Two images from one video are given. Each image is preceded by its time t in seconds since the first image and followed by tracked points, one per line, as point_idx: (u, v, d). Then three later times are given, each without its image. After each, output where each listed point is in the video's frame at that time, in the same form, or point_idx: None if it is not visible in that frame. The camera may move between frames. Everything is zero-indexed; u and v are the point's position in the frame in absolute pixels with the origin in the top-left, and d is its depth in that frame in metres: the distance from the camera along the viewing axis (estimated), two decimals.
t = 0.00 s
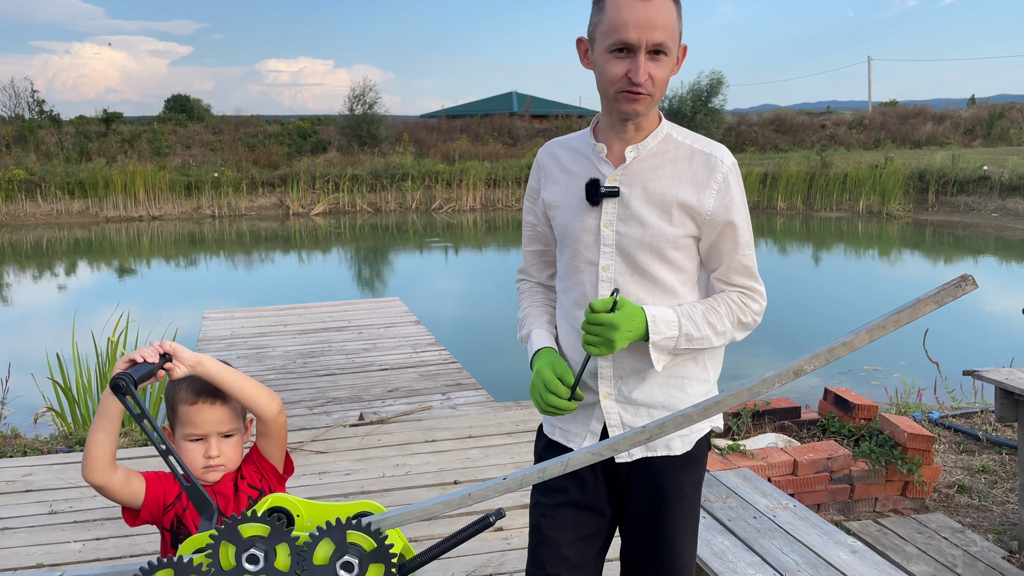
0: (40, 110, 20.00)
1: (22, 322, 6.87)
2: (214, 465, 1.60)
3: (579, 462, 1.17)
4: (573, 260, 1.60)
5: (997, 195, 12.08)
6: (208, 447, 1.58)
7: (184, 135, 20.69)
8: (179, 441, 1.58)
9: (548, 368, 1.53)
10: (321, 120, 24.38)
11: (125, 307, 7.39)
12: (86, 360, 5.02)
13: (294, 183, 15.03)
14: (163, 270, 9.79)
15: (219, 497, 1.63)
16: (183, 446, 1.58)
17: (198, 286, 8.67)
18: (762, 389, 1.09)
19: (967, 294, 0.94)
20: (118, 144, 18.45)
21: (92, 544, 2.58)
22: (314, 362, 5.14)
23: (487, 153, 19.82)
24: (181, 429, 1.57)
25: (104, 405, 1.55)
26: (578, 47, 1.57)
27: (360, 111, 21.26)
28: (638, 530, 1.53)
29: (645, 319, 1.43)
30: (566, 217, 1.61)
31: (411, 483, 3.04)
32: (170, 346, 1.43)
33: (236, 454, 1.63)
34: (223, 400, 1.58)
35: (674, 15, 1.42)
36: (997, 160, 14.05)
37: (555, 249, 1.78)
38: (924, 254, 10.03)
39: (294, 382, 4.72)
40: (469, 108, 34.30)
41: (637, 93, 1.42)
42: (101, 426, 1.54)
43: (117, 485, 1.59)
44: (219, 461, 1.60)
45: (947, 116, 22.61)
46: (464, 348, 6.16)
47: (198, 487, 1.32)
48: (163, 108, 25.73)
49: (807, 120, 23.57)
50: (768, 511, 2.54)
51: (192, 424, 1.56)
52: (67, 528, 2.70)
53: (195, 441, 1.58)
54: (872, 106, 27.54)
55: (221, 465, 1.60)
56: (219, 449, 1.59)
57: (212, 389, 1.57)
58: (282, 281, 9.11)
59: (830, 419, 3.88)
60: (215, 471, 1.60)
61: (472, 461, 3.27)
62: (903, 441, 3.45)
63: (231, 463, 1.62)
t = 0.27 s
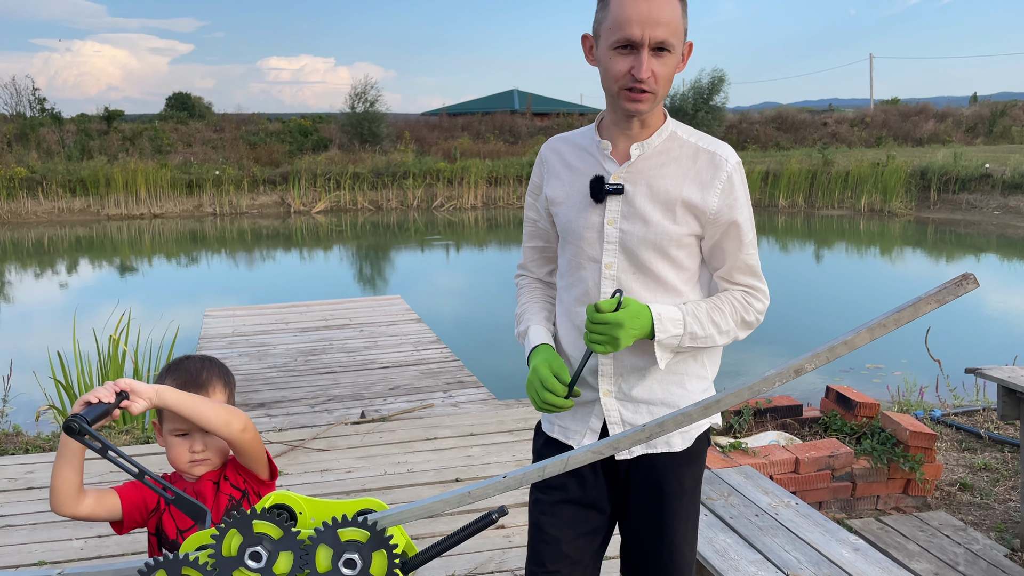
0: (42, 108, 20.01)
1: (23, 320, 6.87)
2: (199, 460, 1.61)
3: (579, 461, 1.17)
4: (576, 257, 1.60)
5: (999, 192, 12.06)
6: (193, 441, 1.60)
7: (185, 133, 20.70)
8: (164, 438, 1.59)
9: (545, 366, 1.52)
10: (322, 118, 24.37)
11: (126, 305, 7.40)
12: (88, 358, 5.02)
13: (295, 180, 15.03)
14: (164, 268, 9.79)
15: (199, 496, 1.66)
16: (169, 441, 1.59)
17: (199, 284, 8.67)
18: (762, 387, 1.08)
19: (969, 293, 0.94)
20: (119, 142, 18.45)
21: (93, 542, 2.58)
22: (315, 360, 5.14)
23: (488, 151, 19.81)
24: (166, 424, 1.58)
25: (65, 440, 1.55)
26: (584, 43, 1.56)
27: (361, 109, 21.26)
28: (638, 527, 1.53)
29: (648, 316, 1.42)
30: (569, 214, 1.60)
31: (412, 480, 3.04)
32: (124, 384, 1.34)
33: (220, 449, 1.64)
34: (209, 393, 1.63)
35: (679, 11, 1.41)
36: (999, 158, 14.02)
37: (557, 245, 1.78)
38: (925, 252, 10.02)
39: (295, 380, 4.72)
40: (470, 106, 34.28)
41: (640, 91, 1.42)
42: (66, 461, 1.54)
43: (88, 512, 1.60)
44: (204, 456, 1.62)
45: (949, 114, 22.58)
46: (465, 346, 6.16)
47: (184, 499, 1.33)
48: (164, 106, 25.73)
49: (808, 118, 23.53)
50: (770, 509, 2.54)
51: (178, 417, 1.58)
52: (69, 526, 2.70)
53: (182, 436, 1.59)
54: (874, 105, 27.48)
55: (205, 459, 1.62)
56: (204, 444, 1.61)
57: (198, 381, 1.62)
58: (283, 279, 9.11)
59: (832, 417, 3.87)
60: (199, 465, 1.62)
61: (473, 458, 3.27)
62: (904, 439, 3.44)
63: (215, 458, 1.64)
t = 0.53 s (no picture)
0: (43, 106, 20.02)
1: (26, 318, 6.88)
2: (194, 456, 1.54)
3: (576, 460, 1.17)
4: (576, 255, 1.61)
5: (999, 190, 12.07)
6: (188, 440, 1.53)
7: (186, 132, 20.70)
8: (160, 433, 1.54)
9: (549, 367, 1.53)
10: (323, 116, 24.37)
11: (128, 304, 7.41)
12: (90, 357, 5.03)
13: (296, 179, 15.04)
14: (166, 266, 9.81)
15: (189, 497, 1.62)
16: (164, 436, 1.53)
17: (201, 282, 8.69)
18: (758, 388, 1.09)
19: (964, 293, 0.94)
20: (120, 141, 18.46)
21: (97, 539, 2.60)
22: (317, 358, 5.16)
23: (489, 150, 19.81)
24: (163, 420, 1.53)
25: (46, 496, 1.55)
26: (585, 42, 1.57)
27: (362, 107, 21.26)
28: (637, 522, 1.54)
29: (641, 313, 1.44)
30: (570, 213, 1.61)
31: (414, 478, 3.06)
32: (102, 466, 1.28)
33: (219, 445, 1.58)
34: (208, 392, 1.55)
35: (679, 10, 1.41)
36: (999, 157, 14.02)
37: (559, 243, 1.79)
38: (926, 250, 10.04)
39: (297, 378, 4.73)
40: (471, 105, 34.29)
41: (639, 90, 1.43)
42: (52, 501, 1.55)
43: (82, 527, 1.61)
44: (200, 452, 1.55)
45: (949, 113, 22.58)
46: (466, 344, 6.17)
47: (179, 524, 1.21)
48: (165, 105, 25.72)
49: (809, 116, 23.53)
50: (771, 507, 2.55)
51: (174, 415, 1.52)
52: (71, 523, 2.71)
53: (178, 430, 1.53)
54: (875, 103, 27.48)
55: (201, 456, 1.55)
56: (201, 439, 1.55)
57: (197, 380, 1.54)
58: (285, 277, 9.13)
59: (832, 415, 3.88)
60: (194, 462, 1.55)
61: (475, 456, 3.28)
62: (905, 436, 3.45)
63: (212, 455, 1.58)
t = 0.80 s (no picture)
0: (44, 106, 20.02)
1: (26, 318, 6.89)
2: (199, 462, 1.55)
3: (576, 461, 1.16)
4: (579, 253, 1.61)
5: (1001, 189, 12.05)
6: (197, 444, 1.54)
7: (187, 131, 20.70)
8: (168, 434, 1.54)
9: (540, 363, 1.54)
10: (324, 115, 24.36)
11: (129, 303, 7.41)
12: (90, 356, 5.03)
13: (297, 178, 15.03)
14: (167, 265, 9.81)
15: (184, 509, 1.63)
16: (172, 439, 1.54)
17: (202, 281, 8.69)
18: (757, 388, 1.09)
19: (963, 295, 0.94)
20: (121, 140, 18.46)
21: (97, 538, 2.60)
22: (318, 357, 5.16)
23: (489, 149, 19.80)
24: (173, 422, 1.54)
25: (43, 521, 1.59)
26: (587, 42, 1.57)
27: (363, 107, 21.25)
28: (637, 521, 1.54)
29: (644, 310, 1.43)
30: (573, 211, 1.62)
31: (414, 477, 3.06)
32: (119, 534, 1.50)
33: (222, 456, 1.60)
34: (224, 400, 1.57)
35: (662, 14, 1.38)
36: (1001, 156, 14.01)
37: (562, 240, 1.79)
38: (927, 249, 10.02)
39: (298, 377, 4.74)
40: (472, 104, 34.27)
41: (623, 96, 1.42)
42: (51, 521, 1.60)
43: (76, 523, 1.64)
44: (205, 459, 1.56)
45: (951, 111, 22.56)
46: (467, 344, 6.17)
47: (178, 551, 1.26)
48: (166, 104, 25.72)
49: (810, 115, 23.50)
50: (771, 506, 2.55)
51: (186, 418, 1.53)
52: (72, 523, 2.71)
53: (187, 434, 1.54)
54: (876, 102, 27.46)
55: (205, 464, 1.56)
56: (210, 446, 1.56)
57: (215, 388, 1.56)
58: (285, 276, 9.13)
59: (833, 414, 3.88)
60: (197, 468, 1.55)
61: (475, 456, 3.28)
62: (906, 436, 3.45)
63: (215, 465, 1.59)
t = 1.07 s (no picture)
0: (43, 106, 20.01)
1: (25, 318, 6.88)
2: (215, 479, 1.53)
3: (570, 462, 1.16)
4: (582, 253, 1.61)
5: (1001, 189, 12.04)
6: (215, 460, 1.53)
7: (186, 131, 20.70)
8: (184, 450, 1.52)
9: (538, 335, 1.57)
10: (323, 115, 24.36)
11: (128, 304, 7.40)
12: (89, 356, 5.02)
13: (297, 178, 15.03)
14: (166, 266, 9.81)
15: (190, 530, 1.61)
16: (188, 455, 1.52)
17: (201, 282, 8.69)
18: (751, 389, 1.09)
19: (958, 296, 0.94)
20: (121, 141, 18.46)
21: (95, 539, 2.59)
22: (317, 357, 5.16)
23: (489, 149, 19.78)
24: (192, 437, 1.52)
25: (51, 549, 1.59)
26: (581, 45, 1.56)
27: (362, 107, 21.25)
28: (638, 521, 1.53)
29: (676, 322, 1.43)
30: (576, 211, 1.61)
31: (414, 478, 3.05)
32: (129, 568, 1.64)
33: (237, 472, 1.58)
34: (242, 415, 1.57)
35: (631, 25, 1.36)
36: (1001, 155, 14.00)
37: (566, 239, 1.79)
38: (928, 248, 10.02)
39: (298, 377, 4.73)
40: (472, 104, 34.28)
41: (602, 107, 1.43)
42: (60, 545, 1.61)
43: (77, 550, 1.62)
44: (221, 476, 1.54)
45: (951, 111, 22.55)
46: (467, 344, 6.17)
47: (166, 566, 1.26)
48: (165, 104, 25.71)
49: (810, 115, 23.49)
50: (771, 506, 2.54)
51: (206, 434, 1.52)
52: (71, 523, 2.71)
53: (205, 450, 1.52)
54: (876, 102, 27.46)
55: (222, 480, 1.54)
56: (226, 463, 1.54)
57: (234, 402, 1.56)
58: (284, 276, 9.12)
59: (833, 414, 3.87)
60: (212, 485, 1.53)
61: (475, 456, 3.27)
62: (906, 436, 3.45)
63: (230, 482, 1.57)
